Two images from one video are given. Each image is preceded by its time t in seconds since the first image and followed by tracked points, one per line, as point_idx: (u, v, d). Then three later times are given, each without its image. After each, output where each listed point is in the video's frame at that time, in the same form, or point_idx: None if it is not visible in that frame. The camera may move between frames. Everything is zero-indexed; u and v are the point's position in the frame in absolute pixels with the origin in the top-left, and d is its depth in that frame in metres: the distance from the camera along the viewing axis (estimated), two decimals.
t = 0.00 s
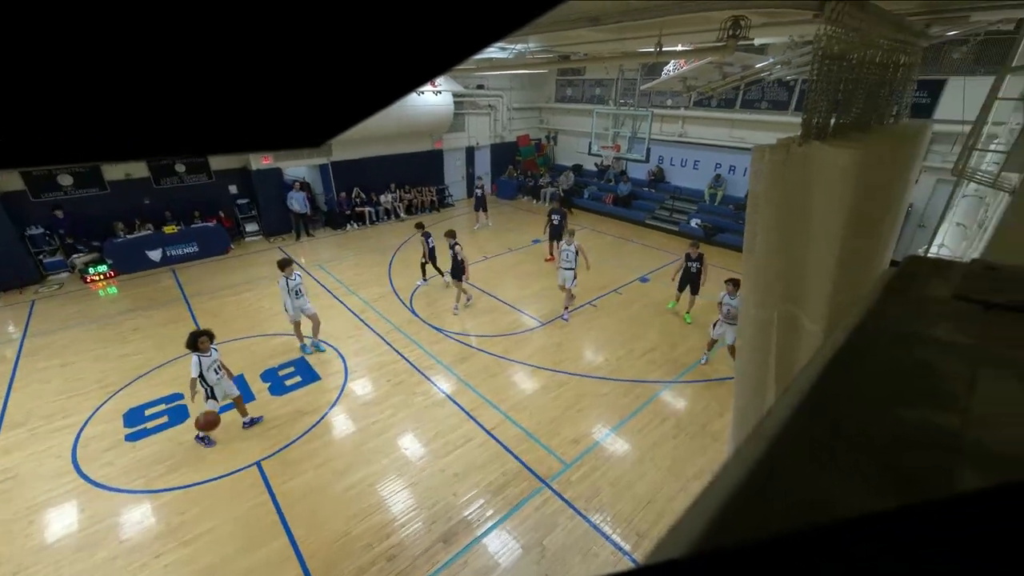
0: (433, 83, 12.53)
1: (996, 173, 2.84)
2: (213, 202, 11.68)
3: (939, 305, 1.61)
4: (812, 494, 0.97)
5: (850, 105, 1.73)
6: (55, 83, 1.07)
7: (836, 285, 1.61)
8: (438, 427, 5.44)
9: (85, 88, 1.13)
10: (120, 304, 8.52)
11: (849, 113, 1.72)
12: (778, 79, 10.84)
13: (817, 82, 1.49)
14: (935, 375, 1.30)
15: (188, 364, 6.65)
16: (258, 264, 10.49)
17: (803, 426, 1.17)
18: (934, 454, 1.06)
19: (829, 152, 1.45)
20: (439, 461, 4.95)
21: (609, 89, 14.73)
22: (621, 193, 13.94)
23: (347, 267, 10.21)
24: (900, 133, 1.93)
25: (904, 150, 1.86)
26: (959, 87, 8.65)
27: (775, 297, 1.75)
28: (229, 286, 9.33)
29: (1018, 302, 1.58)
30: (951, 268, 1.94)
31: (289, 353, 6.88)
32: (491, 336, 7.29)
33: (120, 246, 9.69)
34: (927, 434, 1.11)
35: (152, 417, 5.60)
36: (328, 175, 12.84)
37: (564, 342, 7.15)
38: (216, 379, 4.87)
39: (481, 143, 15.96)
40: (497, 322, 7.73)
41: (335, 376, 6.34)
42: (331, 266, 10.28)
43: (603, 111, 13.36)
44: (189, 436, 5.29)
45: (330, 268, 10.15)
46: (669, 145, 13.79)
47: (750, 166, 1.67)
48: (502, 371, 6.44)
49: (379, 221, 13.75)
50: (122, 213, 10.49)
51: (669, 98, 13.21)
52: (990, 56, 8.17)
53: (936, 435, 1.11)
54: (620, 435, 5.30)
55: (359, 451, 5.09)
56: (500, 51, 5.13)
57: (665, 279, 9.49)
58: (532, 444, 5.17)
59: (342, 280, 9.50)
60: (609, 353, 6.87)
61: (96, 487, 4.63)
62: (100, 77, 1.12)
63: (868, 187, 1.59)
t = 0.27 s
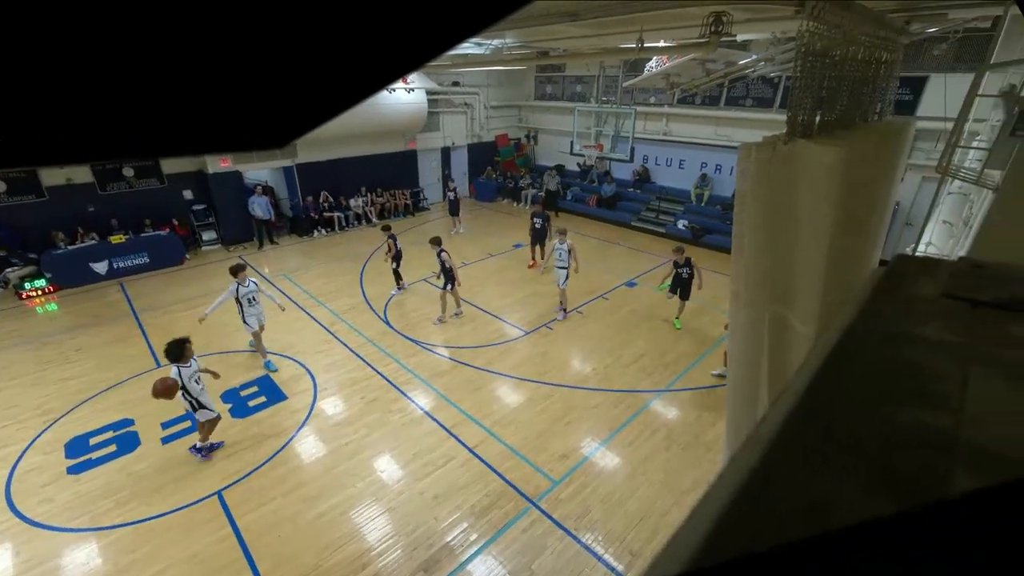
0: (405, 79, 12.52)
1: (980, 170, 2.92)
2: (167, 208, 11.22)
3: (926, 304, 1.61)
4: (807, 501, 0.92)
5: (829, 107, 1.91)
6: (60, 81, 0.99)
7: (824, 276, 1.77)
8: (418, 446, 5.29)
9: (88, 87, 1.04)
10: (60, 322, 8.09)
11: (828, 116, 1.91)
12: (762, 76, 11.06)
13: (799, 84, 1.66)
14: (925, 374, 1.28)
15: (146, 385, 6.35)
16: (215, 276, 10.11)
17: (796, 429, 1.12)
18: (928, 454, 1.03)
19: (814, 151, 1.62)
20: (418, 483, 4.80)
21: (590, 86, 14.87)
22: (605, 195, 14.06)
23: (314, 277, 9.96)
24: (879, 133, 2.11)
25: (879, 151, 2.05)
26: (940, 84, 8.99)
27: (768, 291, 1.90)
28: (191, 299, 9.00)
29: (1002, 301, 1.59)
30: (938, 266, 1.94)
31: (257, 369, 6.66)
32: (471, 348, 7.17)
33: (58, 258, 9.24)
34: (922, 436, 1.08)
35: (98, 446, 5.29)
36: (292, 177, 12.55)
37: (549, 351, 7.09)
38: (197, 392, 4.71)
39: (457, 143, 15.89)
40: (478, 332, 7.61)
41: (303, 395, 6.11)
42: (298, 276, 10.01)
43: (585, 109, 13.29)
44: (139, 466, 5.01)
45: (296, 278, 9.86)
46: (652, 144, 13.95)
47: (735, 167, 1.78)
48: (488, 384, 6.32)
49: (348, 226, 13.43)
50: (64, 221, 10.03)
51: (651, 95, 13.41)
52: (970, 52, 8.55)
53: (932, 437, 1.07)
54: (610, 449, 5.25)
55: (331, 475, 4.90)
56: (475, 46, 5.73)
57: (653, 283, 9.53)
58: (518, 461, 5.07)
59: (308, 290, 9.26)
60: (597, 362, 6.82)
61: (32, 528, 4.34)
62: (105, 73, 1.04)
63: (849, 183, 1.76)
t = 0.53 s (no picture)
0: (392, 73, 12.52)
1: (988, 167, 2.89)
2: (140, 209, 11.06)
3: (935, 303, 1.57)
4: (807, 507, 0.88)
5: (833, 102, 1.93)
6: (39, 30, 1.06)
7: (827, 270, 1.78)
8: (408, 457, 5.21)
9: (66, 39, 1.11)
10: (26, 331, 7.93)
11: (832, 112, 1.92)
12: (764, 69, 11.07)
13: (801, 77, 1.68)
14: (934, 374, 1.23)
15: (124, 395, 6.23)
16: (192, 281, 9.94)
17: (798, 435, 1.08)
18: (937, 459, 0.98)
19: (818, 145, 1.63)
20: (407, 497, 4.72)
21: (585, 80, 14.90)
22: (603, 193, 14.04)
23: (296, 280, 9.86)
24: (883, 128, 2.13)
25: (884, 147, 2.06)
26: (947, 77, 9.05)
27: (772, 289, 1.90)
28: (170, 304, 8.89)
29: (1010, 300, 1.55)
30: (946, 265, 1.90)
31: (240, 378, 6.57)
32: (462, 354, 7.09)
33: (24, 262, 9.08)
34: (932, 442, 1.03)
35: (66, 461, 5.17)
36: (273, 175, 12.43)
37: (545, 357, 7.04)
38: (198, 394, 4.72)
39: (448, 139, 15.85)
40: (469, 338, 7.53)
41: (285, 406, 6.00)
42: (280, 279, 9.90)
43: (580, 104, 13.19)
44: (109, 482, 4.90)
45: (278, 282, 9.73)
46: (651, 140, 13.96)
47: (737, 163, 1.81)
48: (486, 393, 6.24)
49: (333, 226, 13.28)
50: (30, 222, 9.85)
51: (650, 89, 13.46)
52: (976, 45, 8.63)
53: (941, 442, 1.02)
54: (610, 459, 5.20)
55: (316, 489, 4.82)
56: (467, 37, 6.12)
57: (652, 284, 9.51)
58: (513, 473, 5.00)
59: (290, 294, 9.16)
60: (596, 368, 6.76)
61: None
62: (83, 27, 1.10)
63: (854, 178, 1.77)
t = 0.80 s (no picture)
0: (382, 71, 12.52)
1: (990, 164, 2.88)
2: (121, 210, 10.96)
3: (941, 304, 1.54)
4: (809, 517, 0.86)
5: (832, 100, 1.93)
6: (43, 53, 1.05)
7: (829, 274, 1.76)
8: (400, 465, 5.17)
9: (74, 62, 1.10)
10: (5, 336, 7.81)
11: (831, 110, 1.92)
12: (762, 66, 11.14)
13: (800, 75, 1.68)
14: (940, 376, 1.21)
15: (110, 402, 6.16)
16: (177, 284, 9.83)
17: (801, 440, 1.04)
18: (943, 466, 0.95)
19: (818, 144, 1.63)
20: (400, 506, 4.67)
21: (581, 77, 14.92)
22: (600, 193, 14.05)
23: (283, 282, 9.80)
24: (884, 128, 2.12)
25: (885, 147, 2.05)
26: (947, 74, 9.10)
27: (773, 290, 1.89)
28: (154, 308, 8.80)
29: (1014, 301, 1.53)
30: (951, 264, 1.88)
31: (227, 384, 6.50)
32: (456, 358, 7.05)
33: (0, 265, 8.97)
34: (939, 447, 1.00)
35: (45, 472, 5.09)
36: (259, 175, 12.33)
37: (541, 361, 7.00)
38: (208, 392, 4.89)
39: (440, 138, 15.84)
40: (463, 342, 7.47)
41: (274, 413, 5.94)
42: (268, 282, 9.82)
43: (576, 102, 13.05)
44: (90, 494, 4.82)
45: (265, 285, 9.65)
46: (648, 138, 13.98)
47: (739, 159, 1.83)
48: (484, 399, 6.20)
49: (322, 227, 13.22)
50: (6, 224, 9.75)
51: (646, 87, 13.49)
52: (976, 41, 8.70)
53: (948, 447, 1.00)
54: (608, 464, 5.17)
55: (306, 499, 4.76)
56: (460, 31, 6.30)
57: (650, 286, 9.50)
58: (508, 480, 4.97)
59: (278, 298, 9.08)
60: (595, 372, 6.74)
61: None
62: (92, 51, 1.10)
63: (855, 179, 1.77)
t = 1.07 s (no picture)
0: (374, 70, 12.49)
1: (987, 164, 2.89)
2: (108, 211, 10.85)
3: (939, 304, 1.54)
4: (809, 518, 0.85)
5: (829, 99, 1.92)
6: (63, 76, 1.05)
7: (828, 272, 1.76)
8: (394, 471, 5.13)
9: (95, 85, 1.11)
10: None
11: (828, 109, 1.92)
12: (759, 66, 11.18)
13: (797, 74, 1.68)
14: (936, 374, 1.21)
15: (97, 409, 6.08)
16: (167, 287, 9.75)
17: (800, 440, 1.03)
18: (944, 466, 0.94)
19: (816, 142, 1.63)
20: (394, 513, 4.63)
21: (576, 76, 14.95)
22: (595, 193, 14.08)
23: (271, 285, 9.74)
24: (878, 127, 2.13)
25: (881, 147, 2.06)
26: (943, 73, 9.17)
27: (771, 290, 1.88)
28: (141, 312, 8.72)
29: (1012, 301, 1.52)
30: (947, 263, 1.88)
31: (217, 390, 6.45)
32: (450, 362, 7.02)
33: None
34: (940, 447, 0.99)
35: (28, 482, 5.02)
36: (248, 176, 12.27)
37: (537, 364, 6.98)
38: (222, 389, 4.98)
39: (433, 138, 15.80)
40: (457, 346, 7.44)
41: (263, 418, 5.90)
42: (256, 285, 9.77)
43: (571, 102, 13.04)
44: (75, 504, 4.76)
45: (255, 288, 9.60)
46: (643, 137, 14.01)
47: (734, 163, 1.78)
48: (480, 403, 6.17)
49: (313, 229, 13.17)
50: None
51: (642, 86, 13.52)
52: (971, 39, 8.78)
53: (950, 447, 0.99)
54: (605, 469, 5.16)
55: (299, 506, 4.72)
56: (452, 30, 6.35)
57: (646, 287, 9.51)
58: (503, 485, 4.94)
59: (268, 301, 9.02)
60: (591, 375, 6.72)
61: None
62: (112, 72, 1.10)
63: (851, 177, 1.77)
